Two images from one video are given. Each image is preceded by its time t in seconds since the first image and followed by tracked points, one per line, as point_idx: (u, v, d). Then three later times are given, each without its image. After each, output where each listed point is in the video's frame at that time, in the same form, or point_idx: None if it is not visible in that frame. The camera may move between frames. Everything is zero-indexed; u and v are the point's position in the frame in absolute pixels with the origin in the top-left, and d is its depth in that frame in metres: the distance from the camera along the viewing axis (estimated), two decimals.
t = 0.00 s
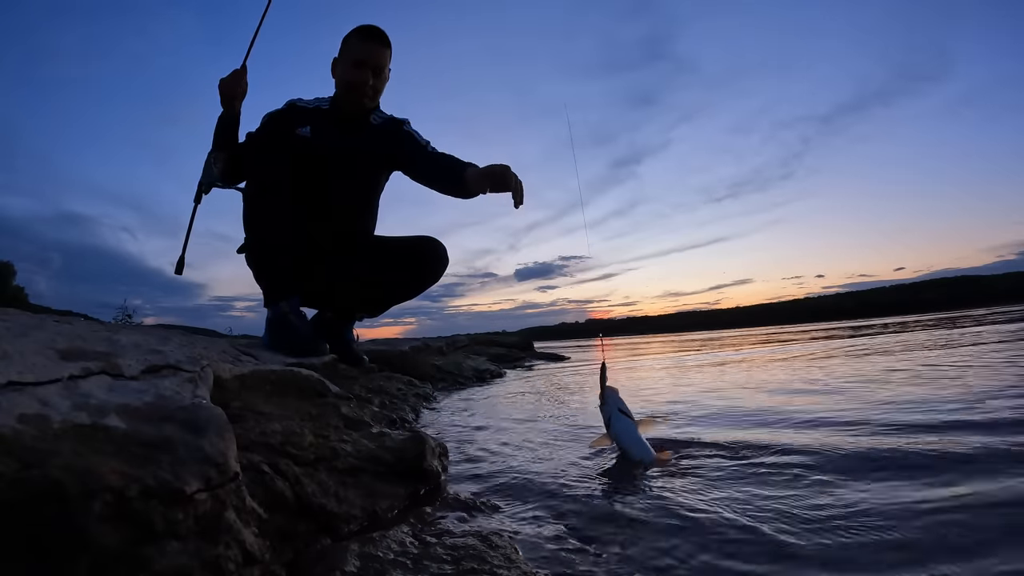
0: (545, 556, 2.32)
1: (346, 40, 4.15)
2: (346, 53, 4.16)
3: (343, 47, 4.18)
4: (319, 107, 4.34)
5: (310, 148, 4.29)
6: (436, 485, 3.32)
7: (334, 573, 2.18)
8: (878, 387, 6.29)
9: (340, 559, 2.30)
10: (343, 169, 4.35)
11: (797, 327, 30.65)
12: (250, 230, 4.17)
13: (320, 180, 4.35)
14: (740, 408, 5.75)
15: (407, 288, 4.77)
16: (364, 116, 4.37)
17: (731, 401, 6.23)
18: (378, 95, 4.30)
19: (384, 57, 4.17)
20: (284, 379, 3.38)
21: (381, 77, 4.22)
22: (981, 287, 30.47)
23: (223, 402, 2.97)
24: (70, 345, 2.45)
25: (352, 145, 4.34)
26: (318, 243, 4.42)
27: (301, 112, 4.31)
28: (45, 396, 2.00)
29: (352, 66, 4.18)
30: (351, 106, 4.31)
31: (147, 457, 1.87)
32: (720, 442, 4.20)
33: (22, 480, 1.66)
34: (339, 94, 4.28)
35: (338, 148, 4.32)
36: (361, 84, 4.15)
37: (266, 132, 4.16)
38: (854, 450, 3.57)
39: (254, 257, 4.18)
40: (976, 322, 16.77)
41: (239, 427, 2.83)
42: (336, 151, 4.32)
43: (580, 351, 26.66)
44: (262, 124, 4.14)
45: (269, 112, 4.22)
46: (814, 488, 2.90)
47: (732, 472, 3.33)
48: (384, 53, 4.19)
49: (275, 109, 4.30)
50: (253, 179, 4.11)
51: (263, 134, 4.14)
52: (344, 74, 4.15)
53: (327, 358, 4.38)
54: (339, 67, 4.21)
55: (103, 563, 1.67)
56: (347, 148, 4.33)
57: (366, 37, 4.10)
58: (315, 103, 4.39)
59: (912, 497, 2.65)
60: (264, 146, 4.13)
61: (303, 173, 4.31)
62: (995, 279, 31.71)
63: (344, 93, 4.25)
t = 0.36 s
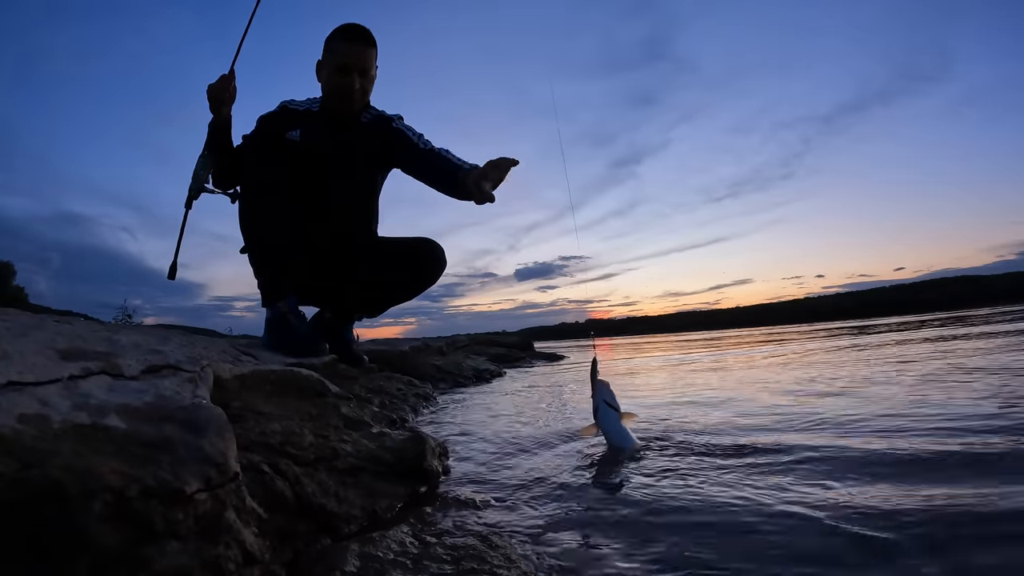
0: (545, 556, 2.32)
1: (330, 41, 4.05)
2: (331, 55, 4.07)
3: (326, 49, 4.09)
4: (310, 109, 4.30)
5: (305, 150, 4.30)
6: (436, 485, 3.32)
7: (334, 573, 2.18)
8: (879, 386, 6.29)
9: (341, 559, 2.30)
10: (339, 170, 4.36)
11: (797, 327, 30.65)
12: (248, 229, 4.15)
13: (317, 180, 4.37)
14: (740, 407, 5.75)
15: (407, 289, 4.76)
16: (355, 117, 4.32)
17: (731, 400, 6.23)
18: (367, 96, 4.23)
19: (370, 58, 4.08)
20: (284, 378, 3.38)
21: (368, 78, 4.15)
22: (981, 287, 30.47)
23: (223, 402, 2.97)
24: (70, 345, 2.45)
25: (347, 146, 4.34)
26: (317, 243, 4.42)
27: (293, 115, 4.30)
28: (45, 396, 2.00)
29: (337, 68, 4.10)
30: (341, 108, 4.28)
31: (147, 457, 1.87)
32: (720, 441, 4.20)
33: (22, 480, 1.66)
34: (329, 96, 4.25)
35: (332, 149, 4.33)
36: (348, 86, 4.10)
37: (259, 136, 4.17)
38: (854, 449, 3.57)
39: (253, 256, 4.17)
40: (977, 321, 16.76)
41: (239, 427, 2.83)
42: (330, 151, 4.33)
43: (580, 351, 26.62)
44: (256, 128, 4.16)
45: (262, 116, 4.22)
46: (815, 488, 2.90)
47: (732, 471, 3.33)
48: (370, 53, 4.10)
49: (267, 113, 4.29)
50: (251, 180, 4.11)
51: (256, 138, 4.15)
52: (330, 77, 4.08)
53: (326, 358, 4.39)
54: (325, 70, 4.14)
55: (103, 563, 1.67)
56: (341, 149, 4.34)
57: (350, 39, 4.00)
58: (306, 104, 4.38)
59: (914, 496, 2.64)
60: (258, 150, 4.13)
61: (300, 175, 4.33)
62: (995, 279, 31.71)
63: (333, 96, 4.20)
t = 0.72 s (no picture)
0: (545, 555, 2.32)
1: (315, 41, 3.89)
2: (317, 57, 3.93)
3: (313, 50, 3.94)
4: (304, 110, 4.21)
5: (301, 151, 4.26)
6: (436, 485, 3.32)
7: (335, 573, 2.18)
8: (878, 386, 6.29)
9: (341, 559, 2.30)
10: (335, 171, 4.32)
11: (797, 327, 30.64)
12: (245, 229, 4.15)
13: (313, 180, 4.35)
14: (740, 408, 5.75)
15: (404, 288, 4.76)
16: (348, 118, 4.19)
17: (731, 401, 6.22)
18: (358, 97, 4.09)
19: (358, 58, 3.93)
20: (284, 378, 3.37)
21: (357, 80, 4.00)
22: (980, 287, 30.48)
23: (223, 402, 2.97)
24: (70, 345, 2.45)
25: (341, 148, 4.25)
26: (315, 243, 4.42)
27: (286, 114, 4.23)
28: (45, 396, 2.00)
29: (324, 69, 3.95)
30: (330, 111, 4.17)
31: (147, 457, 1.87)
32: (719, 441, 4.20)
33: (22, 480, 1.66)
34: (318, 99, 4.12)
35: (328, 151, 4.26)
36: (338, 87, 3.98)
37: (257, 135, 4.18)
38: (853, 449, 3.58)
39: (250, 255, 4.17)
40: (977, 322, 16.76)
41: (239, 427, 2.83)
42: (325, 153, 4.27)
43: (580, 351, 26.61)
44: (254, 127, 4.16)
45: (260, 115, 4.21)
46: (815, 487, 2.90)
47: (732, 471, 3.33)
48: (358, 53, 3.94)
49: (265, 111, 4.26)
50: (249, 180, 4.14)
51: (253, 139, 4.16)
52: (318, 81, 3.96)
53: (326, 358, 4.39)
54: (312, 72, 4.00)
55: (103, 563, 1.67)
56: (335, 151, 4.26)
57: (336, 40, 3.84)
58: (302, 104, 4.29)
59: (915, 496, 2.64)
60: (257, 150, 4.17)
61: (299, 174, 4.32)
62: (995, 279, 31.71)
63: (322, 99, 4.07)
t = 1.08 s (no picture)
0: (545, 556, 2.32)
1: (308, 42, 3.89)
2: (309, 58, 3.92)
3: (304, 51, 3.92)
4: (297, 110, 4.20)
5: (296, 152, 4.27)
6: (436, 485, 3.32)
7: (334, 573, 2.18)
8: (879, 386, 6.29)
9: (340, 559, 2.30)
10: (332, 172, 4.32)
11: (797, 327, 30.64)
12: (244, 229, 4.15)
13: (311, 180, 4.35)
14: (740, 408, 5.75)
15: (404, 288, 4.77)
16: (342, 118, 4.18)
17: (732, 401, 6.22)
18: (352, 97, 4.08)
19: (351, 58, 3.92)
20: (285, 378, 3.37)
21: (348, 80, 3.98)
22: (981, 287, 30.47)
23: (223, 402, 2.97)
24: (70, 345, 2.45)
25: (336, 148, 4.24)
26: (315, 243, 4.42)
27: (282, 115, 4.23)
28: (46, 396, 2.00)
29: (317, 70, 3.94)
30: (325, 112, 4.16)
31: (147, 457, 1.87)
32: (720, 441, 4.19)
33: (22, 480, 1.66)
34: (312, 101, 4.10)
35: (323, 151, 4.26)
36: (331, 88, 3.97)
37: (254, 136, 4.18)
38: (854, 450, 3.57)
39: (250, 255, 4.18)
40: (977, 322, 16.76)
41: (239, 427, 2.83)
42: (321, 153, 4.27)
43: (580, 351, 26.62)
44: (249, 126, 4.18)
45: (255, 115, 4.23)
46: (816, 488, 2.89)
47: (734, 471, 3.32)
48: (349, 52, 3.92)
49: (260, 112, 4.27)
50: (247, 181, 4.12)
51: (247, 138, 4.16)
52: (310, 81, 3.96)
53: (326, 358, 4.38)
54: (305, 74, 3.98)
55: (103, 563, 1.67)
56: (332, 151, 4.26)
57: (328, 40, 3.83)
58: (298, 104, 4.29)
59: (917, 497, 2.63)
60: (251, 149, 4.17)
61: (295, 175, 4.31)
62: (995, 279, 31.71)
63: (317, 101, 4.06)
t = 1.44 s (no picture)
0: (545, 556, 2.32)
1: (312, 42, 3.89)
2: (313, 57, 3.92)
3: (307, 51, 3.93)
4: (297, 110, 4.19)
5: (294, 153, 4.22)
6: (436, 486, 3.32)
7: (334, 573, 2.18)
8: (879, 386, 6.29)
9: (340, 559, 2.30)
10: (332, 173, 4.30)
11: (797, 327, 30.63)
12: (245, 229, 4.19)
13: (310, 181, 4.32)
14: (740, 408, 5.75)
15: (404, 287, 4.78)
16: (343, 119, 4.17)
17: (732, 401, 6.22)
18: (354, 98, 4.09)
19: (355, 60, 3.93)
20: (285, 379, 3.37)
21: (351, 80, 3.97)
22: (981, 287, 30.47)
23: (223, 402, 2.97)
24: (70, 345, 2.45)
25: (337, 149, 4.24)
26: (316, 244, 4.41)
27: (282, 116, 4.22)
28: (45, 396, 2.00)
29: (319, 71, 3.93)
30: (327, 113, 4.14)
31: (147, 457, 1.87)
32: (720, 442, 4.19)
33: (22, 480, 1.66)
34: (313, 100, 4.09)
35: (323, 152, 4.24)
36: (334, 88, 3.97)
37: (253, 136, 4.16)
38: (854, 450, 3.57)
39: (250, 255, 4.20)
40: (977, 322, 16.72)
41: (239, 427, 2.83)
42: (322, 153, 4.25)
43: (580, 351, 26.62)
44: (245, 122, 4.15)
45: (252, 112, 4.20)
46: (816, 488, 2.89)
47: (733, 471, 3.32)
48: (352, 53, 3.92)
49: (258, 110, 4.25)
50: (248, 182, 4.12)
51: (244, 135, 4.13)
52: (313, 80, 3.95)
53: (326, 358, 4.38)
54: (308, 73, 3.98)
55: (103, 563, 1.67)
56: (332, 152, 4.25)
57: (333, 40, 3.83)
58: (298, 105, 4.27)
59: (916, 498, 2.63)
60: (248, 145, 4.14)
61: (293, 175, 4.26)
62: (995, 279, 31.71)
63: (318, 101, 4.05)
